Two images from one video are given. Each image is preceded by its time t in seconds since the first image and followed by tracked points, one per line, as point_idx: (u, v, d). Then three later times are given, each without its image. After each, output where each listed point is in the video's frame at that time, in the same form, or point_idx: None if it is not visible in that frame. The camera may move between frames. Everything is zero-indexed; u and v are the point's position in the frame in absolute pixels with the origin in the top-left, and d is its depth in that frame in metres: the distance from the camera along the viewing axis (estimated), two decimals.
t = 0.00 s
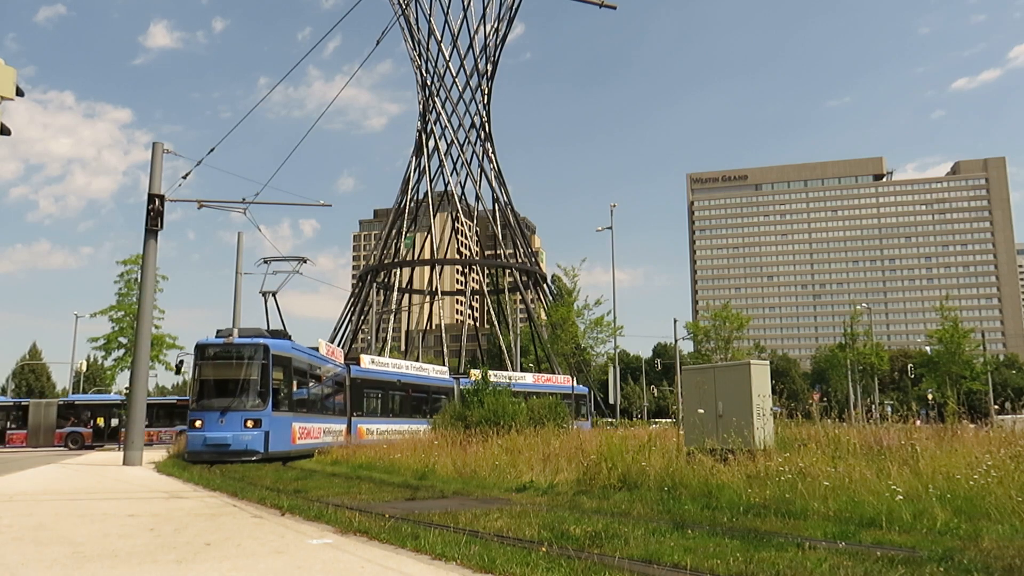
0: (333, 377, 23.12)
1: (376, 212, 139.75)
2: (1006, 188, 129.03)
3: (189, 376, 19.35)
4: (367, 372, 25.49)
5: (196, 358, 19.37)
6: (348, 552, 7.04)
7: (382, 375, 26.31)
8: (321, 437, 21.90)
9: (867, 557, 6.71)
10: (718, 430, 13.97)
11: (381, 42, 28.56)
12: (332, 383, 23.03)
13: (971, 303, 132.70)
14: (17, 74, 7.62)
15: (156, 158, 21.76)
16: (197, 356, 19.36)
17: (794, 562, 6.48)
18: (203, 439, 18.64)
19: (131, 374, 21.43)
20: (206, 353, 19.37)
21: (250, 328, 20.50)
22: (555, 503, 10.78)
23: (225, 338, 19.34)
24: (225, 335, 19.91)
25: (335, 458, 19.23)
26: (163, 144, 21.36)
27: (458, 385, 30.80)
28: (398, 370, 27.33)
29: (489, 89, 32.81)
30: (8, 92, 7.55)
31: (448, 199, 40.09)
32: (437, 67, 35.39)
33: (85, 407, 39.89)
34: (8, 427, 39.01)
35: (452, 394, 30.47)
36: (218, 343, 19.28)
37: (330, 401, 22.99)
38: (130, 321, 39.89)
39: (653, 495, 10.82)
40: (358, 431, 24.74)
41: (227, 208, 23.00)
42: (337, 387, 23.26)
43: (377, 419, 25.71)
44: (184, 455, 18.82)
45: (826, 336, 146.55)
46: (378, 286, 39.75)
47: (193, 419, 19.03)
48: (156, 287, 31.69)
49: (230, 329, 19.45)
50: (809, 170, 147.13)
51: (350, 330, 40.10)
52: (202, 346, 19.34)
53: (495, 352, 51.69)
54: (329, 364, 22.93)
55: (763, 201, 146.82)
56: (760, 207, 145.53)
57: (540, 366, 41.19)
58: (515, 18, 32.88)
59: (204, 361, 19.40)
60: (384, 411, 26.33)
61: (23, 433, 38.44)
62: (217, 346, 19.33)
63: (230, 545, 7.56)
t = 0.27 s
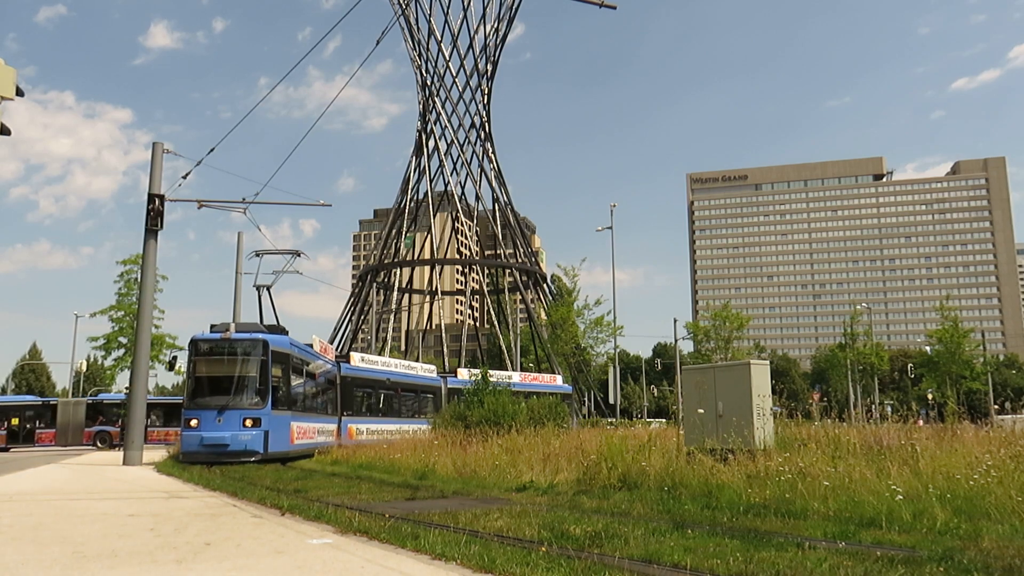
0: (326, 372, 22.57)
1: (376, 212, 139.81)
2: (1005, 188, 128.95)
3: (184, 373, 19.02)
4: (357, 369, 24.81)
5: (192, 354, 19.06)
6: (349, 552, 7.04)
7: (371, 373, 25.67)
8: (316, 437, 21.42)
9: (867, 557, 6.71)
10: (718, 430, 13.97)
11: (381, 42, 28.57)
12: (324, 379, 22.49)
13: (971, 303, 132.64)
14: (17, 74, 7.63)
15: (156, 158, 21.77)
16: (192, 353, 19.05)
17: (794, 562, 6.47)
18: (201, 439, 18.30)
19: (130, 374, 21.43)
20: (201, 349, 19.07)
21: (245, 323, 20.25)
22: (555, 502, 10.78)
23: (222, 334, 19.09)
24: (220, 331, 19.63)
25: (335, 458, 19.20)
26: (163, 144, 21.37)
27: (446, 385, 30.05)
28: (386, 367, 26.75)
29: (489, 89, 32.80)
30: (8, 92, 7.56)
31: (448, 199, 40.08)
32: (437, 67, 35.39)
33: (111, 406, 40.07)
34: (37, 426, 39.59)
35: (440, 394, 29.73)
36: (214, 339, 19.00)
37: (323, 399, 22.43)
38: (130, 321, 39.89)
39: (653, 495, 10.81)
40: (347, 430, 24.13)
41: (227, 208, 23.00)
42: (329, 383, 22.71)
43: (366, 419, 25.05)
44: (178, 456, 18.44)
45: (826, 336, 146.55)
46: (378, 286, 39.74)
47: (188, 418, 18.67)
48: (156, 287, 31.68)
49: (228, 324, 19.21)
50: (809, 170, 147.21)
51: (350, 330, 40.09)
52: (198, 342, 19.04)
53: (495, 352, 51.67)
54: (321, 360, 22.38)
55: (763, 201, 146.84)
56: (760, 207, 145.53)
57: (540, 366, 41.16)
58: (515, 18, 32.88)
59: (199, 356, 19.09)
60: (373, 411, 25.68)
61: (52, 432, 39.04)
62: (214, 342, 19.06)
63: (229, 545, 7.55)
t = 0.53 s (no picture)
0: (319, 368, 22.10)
1: (376, 212, 139.88)
2: (1006, 188, 128.86)
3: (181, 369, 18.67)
4: (348, 368, 24.18)
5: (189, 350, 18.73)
6: (349, 552, 7.04)
7: (360, 372, 25.08)
8: (311, 438, 21.09)
9: (867, 557, 6.72)
10: (718, 430, 13.98)
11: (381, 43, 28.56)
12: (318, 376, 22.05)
13: (971, 303, 132.61)
14: (17, 75, 7.63)
15: (156, 158, 21.78)
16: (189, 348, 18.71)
17: (794, 562, 6.48)
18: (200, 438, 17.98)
19: (130, 374, 21.45)
20: (198, 344, 18.73)
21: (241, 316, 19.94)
22: (555, 503, 10.79)
23: (220, 329, 18.80)
24: (218, 325, 19.31)
25: (335, 458, 19.22)
26: (163, 144, 21.38)
27: (434, 384, 29.94)
28: (376, 366, 26.18)
29: (489, 89, 32.80)
30: (8, 92, 7.55)
31: (448, 199, 40.08)
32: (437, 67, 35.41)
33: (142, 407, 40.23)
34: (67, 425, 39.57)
35: (427, 393, 29.42)
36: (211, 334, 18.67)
37: (317, 398, 21.96)
38: (130, 321, 39.91)
39: (653, 494, 10.81)
40: (337, 430, 23.48)
41: (228, 208, 23.00)
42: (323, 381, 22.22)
43: (356, 419, 24.47)
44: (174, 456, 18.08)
45: (826, 336, 146.59)
46: (378, 286, 39.74)
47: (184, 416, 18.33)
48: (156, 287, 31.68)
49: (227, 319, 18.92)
50: (809, 170, 147.29)
51: (350, 330, 40.10)
52: (195, 337, 18.69)
53: (495, 352, 51.70)
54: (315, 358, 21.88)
55: (763, 201, 146.87)
56: (760, 207, 145.53)
57: (540, 366, 41.15)
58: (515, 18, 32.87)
59: (196, 352, 18.75)
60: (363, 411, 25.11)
61: (81, 432, 39.09)
62: (213, 336, 18.75)
63: (230, 545, 7.56)
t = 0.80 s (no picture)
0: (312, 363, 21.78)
1: (376, 212, 139.91)
2: (1005, 188, 128.81)
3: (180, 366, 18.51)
4: (339, 366, 23.67)
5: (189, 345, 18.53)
6: (348, 552, 7.04)
7: (351, 370, 24.53)
8: (309, 438, 20.94)
9: (867, 557, 6.72)
10: (718, 430, 13.99)
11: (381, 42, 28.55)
12: (312, 372, 21.78)
13: (971, 303, 132.54)
14: (17, 74, 7.63)
15: (156, 158, 21.78)
16: (189, 343, 18.51)
17: (794, 562, 6.48)
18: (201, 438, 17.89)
19: (131, 373, 21.46)
20: (197, 339, 18.53)
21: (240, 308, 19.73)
22: (555, 502, 10.78)
23: (222, 323, 18.62)
24: (217, 319, 19.11)
25: (335, 458, 19.22)
26: (163, 144, 21.39)
27: (422, 384, 29.52)
28: (365, 365, 25.63)
29: (489, 89, 32.80)
30: (8, 92, 7.55)
31: (448, 199, 40.08)
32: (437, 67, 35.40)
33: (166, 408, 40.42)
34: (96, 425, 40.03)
35: (415, 393, 28.99)
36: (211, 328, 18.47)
37: (313, 397, 21.72)
38: (130, 321, 39.92)
39: (653, 495, 10.81)
40: (328, 431, 22.82)
41: (228, 208, 23.01)
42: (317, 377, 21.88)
43: (347, 418, 23.90)
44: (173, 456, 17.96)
45: (826, 336, 146.59)
46: (378, 286, 39.74)
47: (184, 415, 18.21)
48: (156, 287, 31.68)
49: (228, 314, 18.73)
50: (809, 170, 147.34)
51: (350, 330, 40.10)
52: (195, 332, 18.49)
53: (495, 352, 51.68)
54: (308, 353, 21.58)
55: (763, 201, 146.93)
56: (761, 207, 145.50)
57: (540, 366, 41.12)
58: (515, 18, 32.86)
59: (196, 346, 18.55)
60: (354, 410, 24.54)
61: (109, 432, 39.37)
62: (213, 332, 18.55)
63: (230, 544, 7.56)
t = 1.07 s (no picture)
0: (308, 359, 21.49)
1: (375, 212, 140.32)
2: (1005, 188, 128.77)
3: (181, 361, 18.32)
4: (330, 364, 23.21)
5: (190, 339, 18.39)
6: (348, 552, 7.04)
7: (341, 368, 24.01)
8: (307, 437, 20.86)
9: (867, 558, 6.71)
10: (719, 430, 14.00)
11: (381, 42, 28.57)
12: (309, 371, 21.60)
13: (971, 303, 132.50)
14: (17, 74, 7.64)
15: (156, 158, 21.79)
16: (190, 337, 18.37)
17: (794, 562, 6.48)
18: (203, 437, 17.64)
19: (130, 373, 21.46)
20: (201, 334, 18.37)
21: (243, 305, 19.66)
22: (555, 502, 10.78)
23: (227, 317, 18.51)
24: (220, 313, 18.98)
25: (335, 458, 19.22)
26: (163, 144, 21.40)
27: (411, 383, 28.86)
28: (355, 363, 25.11)
29: (489, 89, 32.79)
30: (8, 92, 7.56)
31: (448, 199, 40.08)
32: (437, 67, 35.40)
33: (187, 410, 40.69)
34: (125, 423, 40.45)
35: (404, 392, 28.42)
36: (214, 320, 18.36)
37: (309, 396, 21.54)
38: (130, 321, 39.93)
39: (652, 495, 10.81)
40: (321, 431, 22.34)
41: (228, 207, 23.01)
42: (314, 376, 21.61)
43: (338, 418, 23.40)
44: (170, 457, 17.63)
45: (826, 336, 146.60)
46: (378, 286, 39.74)
47: (184, 413, 17.94)
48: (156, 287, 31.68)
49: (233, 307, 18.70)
50: (809, 170, 147.39)
51: (350, 330, 40.12)
52: (197, 326, 18.39)
53: (495, 352, 51.69)
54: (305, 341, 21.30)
55: (763, 201, 146.95)
56: (761, 207, 145.50)
57: (540, 366, 41.12)
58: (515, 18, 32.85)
59: (199, 342, 18.38)
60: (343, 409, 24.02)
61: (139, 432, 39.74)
62: (216, 325, 18.43)
63: (230, 545, 7.56)
